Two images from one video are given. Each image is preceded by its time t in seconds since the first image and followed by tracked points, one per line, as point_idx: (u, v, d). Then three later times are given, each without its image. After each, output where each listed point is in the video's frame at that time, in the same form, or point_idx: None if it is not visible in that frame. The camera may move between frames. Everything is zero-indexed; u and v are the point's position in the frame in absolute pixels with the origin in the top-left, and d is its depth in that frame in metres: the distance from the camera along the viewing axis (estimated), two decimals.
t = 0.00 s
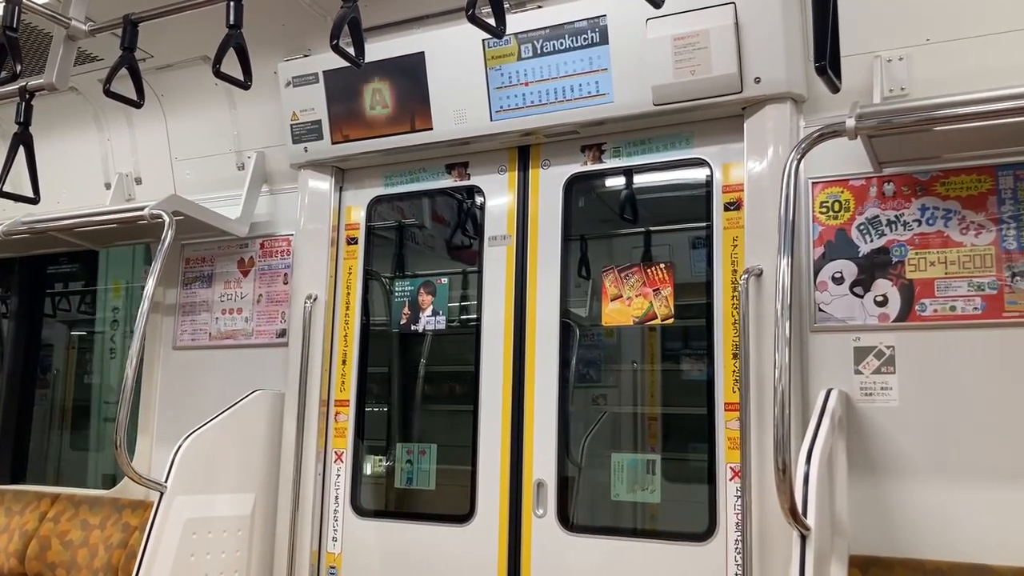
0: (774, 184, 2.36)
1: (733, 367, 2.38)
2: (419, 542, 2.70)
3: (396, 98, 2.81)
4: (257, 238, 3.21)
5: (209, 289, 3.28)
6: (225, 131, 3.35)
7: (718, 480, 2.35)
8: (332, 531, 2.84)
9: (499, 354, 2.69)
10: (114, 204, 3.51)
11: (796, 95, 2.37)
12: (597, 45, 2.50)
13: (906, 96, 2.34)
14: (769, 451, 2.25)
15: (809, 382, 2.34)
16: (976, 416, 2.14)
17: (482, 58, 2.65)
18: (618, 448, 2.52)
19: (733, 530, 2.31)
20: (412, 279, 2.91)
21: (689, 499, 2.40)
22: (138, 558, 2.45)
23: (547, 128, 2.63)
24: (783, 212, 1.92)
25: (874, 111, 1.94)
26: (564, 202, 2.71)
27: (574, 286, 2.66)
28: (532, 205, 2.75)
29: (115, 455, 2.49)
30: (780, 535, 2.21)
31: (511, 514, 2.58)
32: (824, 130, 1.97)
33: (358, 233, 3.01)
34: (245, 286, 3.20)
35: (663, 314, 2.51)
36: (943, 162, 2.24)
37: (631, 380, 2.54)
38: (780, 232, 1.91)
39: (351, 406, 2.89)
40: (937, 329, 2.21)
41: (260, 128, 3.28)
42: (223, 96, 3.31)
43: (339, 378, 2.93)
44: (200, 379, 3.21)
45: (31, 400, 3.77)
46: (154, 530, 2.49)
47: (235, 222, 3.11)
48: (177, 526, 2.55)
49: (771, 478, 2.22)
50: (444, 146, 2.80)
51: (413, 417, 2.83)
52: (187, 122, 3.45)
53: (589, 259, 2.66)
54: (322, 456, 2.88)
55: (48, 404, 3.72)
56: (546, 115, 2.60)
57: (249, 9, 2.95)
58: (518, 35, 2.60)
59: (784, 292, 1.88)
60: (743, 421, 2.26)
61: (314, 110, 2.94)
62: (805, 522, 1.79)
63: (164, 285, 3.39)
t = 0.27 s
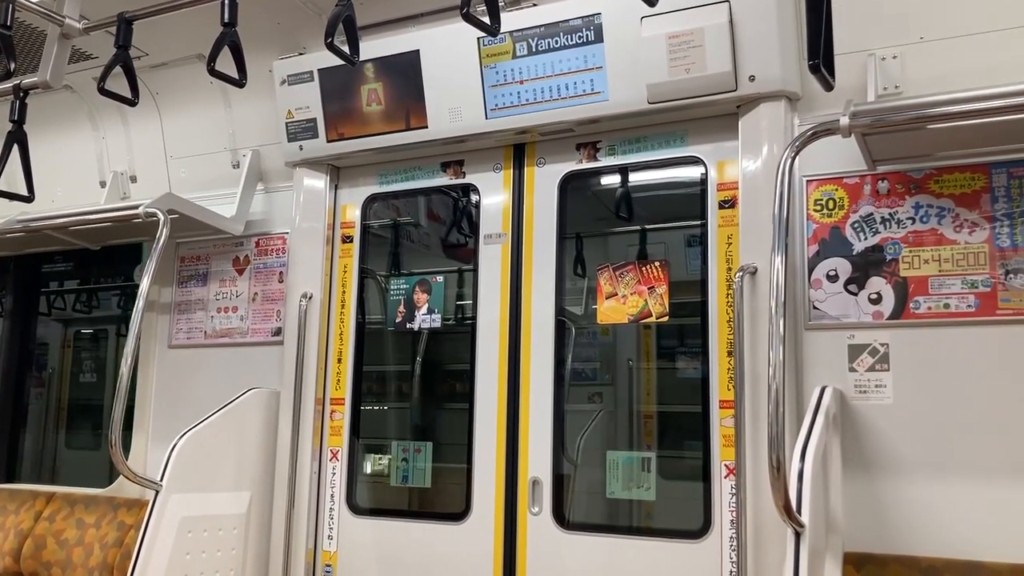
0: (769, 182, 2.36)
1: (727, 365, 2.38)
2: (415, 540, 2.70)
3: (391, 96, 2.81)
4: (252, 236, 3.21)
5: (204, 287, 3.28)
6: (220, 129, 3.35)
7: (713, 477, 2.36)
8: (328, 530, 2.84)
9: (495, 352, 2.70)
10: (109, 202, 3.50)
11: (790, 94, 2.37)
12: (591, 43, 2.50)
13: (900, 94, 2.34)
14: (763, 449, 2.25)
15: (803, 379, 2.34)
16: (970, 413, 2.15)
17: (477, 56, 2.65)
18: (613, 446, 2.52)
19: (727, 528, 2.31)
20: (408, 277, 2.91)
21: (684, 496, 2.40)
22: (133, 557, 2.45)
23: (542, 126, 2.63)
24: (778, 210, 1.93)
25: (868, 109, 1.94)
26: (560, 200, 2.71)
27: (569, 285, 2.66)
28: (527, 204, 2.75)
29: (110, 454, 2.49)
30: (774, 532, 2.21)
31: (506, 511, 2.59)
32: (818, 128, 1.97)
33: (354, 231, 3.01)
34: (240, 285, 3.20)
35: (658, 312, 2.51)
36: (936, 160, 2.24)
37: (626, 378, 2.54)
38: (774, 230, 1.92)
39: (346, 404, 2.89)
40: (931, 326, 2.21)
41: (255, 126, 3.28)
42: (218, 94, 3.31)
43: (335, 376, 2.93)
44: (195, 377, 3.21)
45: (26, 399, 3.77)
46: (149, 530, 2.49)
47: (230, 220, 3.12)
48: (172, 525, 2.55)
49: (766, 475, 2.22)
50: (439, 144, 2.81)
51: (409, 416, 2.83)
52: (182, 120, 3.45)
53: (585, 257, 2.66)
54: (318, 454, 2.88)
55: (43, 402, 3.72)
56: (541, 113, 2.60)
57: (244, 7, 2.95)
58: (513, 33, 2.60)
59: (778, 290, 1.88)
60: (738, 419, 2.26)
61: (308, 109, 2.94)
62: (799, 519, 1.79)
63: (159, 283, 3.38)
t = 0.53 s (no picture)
0: (766, 179, 2.36)
1: (725, 362, 2.38)
2: (412, 537, 2.70)
3: (388, 94, 2.80)
4: (249, 234, 3.21)
5: (202, 285, 3.27)
6: (216, 127, 3.35)
7: (711, 474, 2.36)
8: (326, 527, 2.84)
9: (492, 350, 2.69)
10: (106, 200, 3.50)
11: (788, 91, 2.37)
12: (589, 41, 2.50)
13: (897, 92, 2.34)
14: (761, 446, 2.25)
15: (800, 377, 2.34)
16: (967, 410, 2.15)
17: (474, 53, 2.65)
18: (611, 443, 2.52)
19: (725, 525, 2.31)
20: (405, 275, 2.91)
21: (681, 494, 2.40)
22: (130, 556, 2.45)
23: (539, 123, 2.63)
24: (775, 208, 1.92)
25: (865, 106, 1.94)
26: (557, 197, 2.71)
27: (567, 282, 2.66)
28: (525, 201, 2.75)
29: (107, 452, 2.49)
30: (771, 529, 2.22)
31: (504, 509, 2.59)
32: (816, 125, 1.97)
33: (351, 229, 3.01)
34: (237, 282, 3.19)
35: (655, 310, 2.51)
36: (934, 157, 2.24)
37: (624, 376, 2.54)
38: (772, 228, 1.91)
39: (344, 402, 2.89)
40: (928, 324, 2.21)
41: (252, 123, 3.27)
42: (215, 91, 3.31)
43: (332, 374, 2.93)
44: (193, 375, 3.20)
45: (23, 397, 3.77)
46: (146, 528, 2.49)
47: (227, 218, 3.11)
48: (169, 523, 2.55)
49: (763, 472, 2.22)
50: (436, 142, 2.80)
51: (406, 413, 2.83)
52: (179, 118, 3.44)
53: (582, 255, 2.66)
54: (315, 452, 2.88)
55: (40, 400, 3.71)
56: (539, 110, 2.60)
57: (240, 5, 2.94)
58: (510, 31, 2.60)
59: (776, 287, 1.87)
60: (735, 416, 2.26)
61: (305, 106, 2.94)
62: (796, 517, 1.79)
63: (156, 281, 3.38)
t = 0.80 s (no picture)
0: (765, 178, 2.36)
1: (724, 360, 2.38)
2: (412, 535, 2.70)
3: (387, 92, 2.80)
4: (248, 232, 3.21)
5: (200, 283, 3.27)
6: (215, 125, 3.34)
7: (709, 473, 2.36)
8: (325, 526, 2.84)
9: (491, 348, 2.69)
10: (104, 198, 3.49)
11: (787, 90, 2.37)
12: (588, 39, 2.50)
13: (896, 91, 2.34)
14: (760, 444, 2.25)
15: (800, 375, 2.34)
16: (966, 409, 2.15)
17: (473, 52, 2.65)
18: (610, 441, 2.53)
19: (724, 523, 2.32)
20: (405, 273, 2.91)
21: (680, 492, 2.41)
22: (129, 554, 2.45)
23: (538, 122, 2.62)
24: (773, 206, 1.92)
25: (864, 105, 1.94)
26: (556, 196, 2.71)
27: (566, 281, 2.66)
28: (524, 200, 2.75)
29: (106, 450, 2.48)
30: (770, 528, 2.22)
31: (503, 507, 2.59)
32: (815, 124, 1.97)
33: (350, 227, 3.01)
34: (236, 281, 3.19)
35: (654, 308, 2.52)
36: (932, 156, 2.24)
37: (623, 375, 2.54)
38: (771, 226, 1.91)
39: (343, 400, 2.88)
40: (927, 322, 2.22)
41: (251, 122, 3.27)
42: (214, 90, 3.30)
43: (331, 372, 2.93)
44: (192, 374, 3.20)
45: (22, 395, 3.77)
46: (145, 526, 2.49)
47: (226, 216, 3.11)
48: (168, 521, 2.55)
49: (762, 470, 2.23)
50: (435, 140, 2.80)
51: (406, 412, 2.84)
52: (178, 116, 3.44)
53: (581, 253, 2.66)
54: (314, 450, 2.87)
55: (39, 399, 3.71)
56: (538, 109, 2.60)
57: (239, 3, 2.94)
58: (509, 29, 2.60)
59: (775, 286, 1.87)
60: (734, 414, 2.26)
61: (304, 104, 2.93)
62: (795, 515, 1.79)
63: (155, 280, 3.38)
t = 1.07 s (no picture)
0: (765, 176, 2.36)
1: (724, 358, 2.38)
2: (412, 533, 2.71)
3: (386, 91, 2.80)
4: (248, 231, 3.21)
5: (200, 282, 3.27)
6: (215, 124, 3.34)
7: (709, 471, 2.36)
8: (325, 524, 2.84)
9: (491, 346, 2.69)
10: (104, 197, 3.49)
11: (787, 88, 2.37)
12: (588, 37, 2.50)
13: (896, 89, 2.34)
14: (760, 442, 2.26)
15: (799, 373, 2.35)
16: (966, 407, 2.15)
17: (473, 50, 2.65)
18: (610, 439, 2.53)
19: (724, 521, 2.32)
20: (404, 272, 2.92)
21: (681, 491, 2.41)
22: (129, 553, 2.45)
23: (538, 120, 2.62)
24: (773, 204, 1.93)
25: (864, 103, 1.94)
26: (556, 194, 2.71)
27: (565, 279, 2.66)
28: (524, 198, 2.75)
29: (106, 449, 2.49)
30: (770, 526, 2.22)
31: (503, 505, 2.59)
32: (815, 122, 1.97)
33: (350, 226, 3.01)
34: (236, 279, 3.19)
35: (654, 307, 2.52)
36: (932, 154, 2.24)
37: (623, 373, 2.55)
38: (771, 224, 1.91)
39: (343, 398, 2.88)
40: (927, 321, 2.22)
41: (251, 120, 3.27)
42: (214, 88, 3.30)
43: (331, 370, 2.92)
44: (191, 372, 3.20)
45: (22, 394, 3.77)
46: (145, 524, 2.49)
47: (226, 214, 3.11)
48: (169, 520, 2.55)
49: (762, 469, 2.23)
50: (435, 139, 2.80)
51: (406, 410, 2.84)
52: (177, 115, 3.44)
53: (581, 252, 2.66)
54: (314, 449, 2.88)
55: (39, 397, 3.71)
56: (538, 107, 2.60)
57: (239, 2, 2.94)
58: (509, 27, 2.60)
59: (775, 284, 1.87)
60: (735, 412, 2.26)
61: (304, 103, 2.93)
62: (795, 513, 1.79)
63: (155, 278, 3.38)
